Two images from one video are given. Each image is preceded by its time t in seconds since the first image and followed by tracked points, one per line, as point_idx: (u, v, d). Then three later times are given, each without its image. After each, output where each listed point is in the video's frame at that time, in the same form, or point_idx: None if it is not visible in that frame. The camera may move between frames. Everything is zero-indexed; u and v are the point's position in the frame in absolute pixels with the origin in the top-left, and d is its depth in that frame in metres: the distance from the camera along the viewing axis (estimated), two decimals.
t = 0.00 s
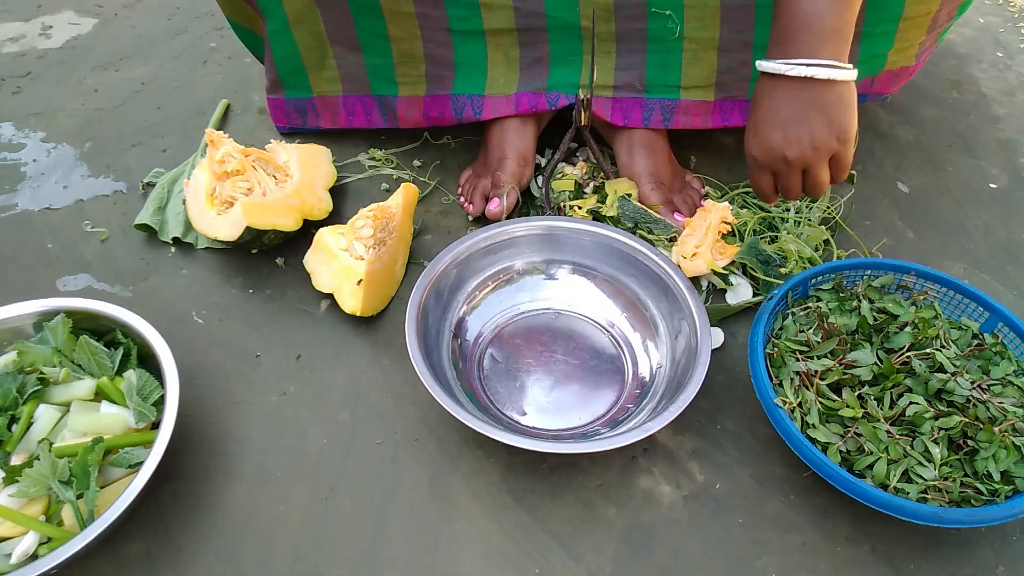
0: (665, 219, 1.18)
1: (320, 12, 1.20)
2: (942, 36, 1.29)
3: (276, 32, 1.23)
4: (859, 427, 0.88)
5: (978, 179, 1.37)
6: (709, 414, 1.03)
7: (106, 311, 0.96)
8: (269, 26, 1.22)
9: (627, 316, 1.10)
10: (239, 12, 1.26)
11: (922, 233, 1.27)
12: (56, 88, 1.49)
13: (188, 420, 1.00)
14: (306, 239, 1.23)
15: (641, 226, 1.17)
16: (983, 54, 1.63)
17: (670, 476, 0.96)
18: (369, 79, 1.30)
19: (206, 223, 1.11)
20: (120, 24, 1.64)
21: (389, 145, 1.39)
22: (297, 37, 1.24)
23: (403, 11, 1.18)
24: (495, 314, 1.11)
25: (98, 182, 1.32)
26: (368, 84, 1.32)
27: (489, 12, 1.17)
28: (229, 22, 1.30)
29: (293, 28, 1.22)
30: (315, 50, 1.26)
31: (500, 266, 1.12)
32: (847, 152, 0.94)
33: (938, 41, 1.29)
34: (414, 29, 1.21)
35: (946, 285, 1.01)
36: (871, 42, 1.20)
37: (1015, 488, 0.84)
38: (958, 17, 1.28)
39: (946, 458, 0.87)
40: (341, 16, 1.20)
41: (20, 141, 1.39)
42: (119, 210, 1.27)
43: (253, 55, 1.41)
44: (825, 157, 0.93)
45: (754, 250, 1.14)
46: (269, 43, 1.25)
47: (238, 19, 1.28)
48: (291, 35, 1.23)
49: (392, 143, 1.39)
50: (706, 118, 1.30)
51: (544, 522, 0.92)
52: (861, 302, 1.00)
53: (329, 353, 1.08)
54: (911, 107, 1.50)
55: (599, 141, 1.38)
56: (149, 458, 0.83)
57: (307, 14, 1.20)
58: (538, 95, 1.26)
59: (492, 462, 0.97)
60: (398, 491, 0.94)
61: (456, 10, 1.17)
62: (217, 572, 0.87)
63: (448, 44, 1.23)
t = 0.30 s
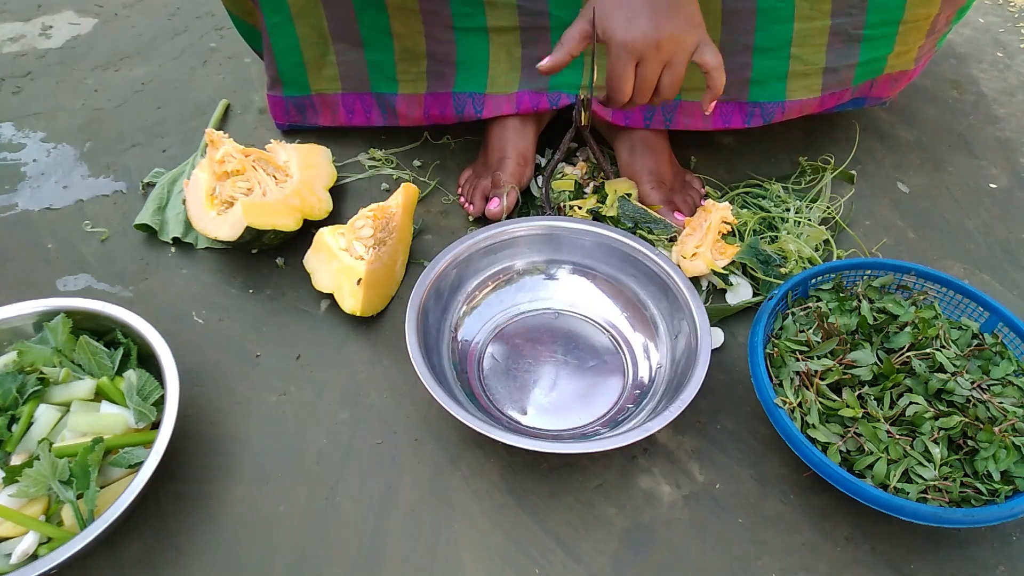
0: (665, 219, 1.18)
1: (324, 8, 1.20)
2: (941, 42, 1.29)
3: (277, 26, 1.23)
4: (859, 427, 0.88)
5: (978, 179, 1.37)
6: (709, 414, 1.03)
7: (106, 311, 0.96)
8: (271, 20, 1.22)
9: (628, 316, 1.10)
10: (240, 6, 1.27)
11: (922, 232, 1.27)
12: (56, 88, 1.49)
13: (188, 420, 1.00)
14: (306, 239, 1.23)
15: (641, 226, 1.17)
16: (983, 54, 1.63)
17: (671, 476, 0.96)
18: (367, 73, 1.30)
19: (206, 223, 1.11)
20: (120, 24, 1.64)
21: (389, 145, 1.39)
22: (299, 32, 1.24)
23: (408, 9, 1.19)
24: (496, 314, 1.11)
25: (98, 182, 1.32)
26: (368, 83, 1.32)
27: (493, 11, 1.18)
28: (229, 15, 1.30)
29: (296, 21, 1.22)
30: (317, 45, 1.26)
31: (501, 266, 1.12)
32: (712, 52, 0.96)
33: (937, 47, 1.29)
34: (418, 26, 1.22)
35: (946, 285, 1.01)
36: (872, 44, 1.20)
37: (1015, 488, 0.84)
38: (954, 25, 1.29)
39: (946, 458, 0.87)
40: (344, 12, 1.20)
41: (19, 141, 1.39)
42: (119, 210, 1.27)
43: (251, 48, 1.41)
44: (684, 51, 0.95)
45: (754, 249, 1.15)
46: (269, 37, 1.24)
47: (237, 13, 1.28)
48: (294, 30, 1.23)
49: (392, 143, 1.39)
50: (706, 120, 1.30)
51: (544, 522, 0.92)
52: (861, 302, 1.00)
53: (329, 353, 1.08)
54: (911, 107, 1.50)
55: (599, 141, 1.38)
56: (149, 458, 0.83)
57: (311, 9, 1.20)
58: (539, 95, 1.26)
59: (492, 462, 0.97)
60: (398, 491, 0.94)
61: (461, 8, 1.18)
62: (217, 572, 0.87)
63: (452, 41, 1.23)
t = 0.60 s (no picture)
0: (664, 219, 1.18)
1: (322, 7, 1.20)
2: (939, 36, 1.29)
3: (278, 29, 1.23)
4: (859, 427, 0.88)
5: (978, 179, 1.37)
6: (709, 414, 1.03)
7: (106, 311, 0.96)
8: (271, 23, 1.22)
9: (628, 316, 1.10)
10: (239, 9, 1.26)
11: (922, 232, 1.27)
12: (56, 88, 1.49)
13: (188, 420, 1.00)
14: (306, 239, 1.23)
15: (641, 226, 1.17)
16: (983, 54, 1.63)
17: (670, 476, 0.96)
18: (369, 78, 1.30)
19: (206, 223, 1.11)
20: (120, 24, 1.64)
21: (389, 145, 1.39)
22: (298, 34, 1.24)
23: (407, 12, 1.18)
24: (496, 314, 1.11)
25: (98, 182, 1.32)
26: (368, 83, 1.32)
27: (492, 14, 1.18)
28: (230, 20, 1.30)
29: (295, 24, 1.22)
30: (316, 48, 1.26)
31: (501, 266, 1.12)
32: (845, 62, 1.02)
33: (936, 40, 1.29)
34: (415, 29, 1.21)
35: (946, 285, 1.01)
36: (872, 41, 1.20)
37: (1015, 488, 0.84)
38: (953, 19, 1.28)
39: (946, 458, 0.87)
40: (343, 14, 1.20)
41: (19, 140, 1.39)
42: (119, 210, 1.27)
43: (255, 55, 1.42)
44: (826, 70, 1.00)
45: (754, 250, 1.15)
46: (270, 40, 1.25)
47: (237, 17, 1.28)
48: (293, 32, 1.24)
49: (392, 143, 1.39)
50: (707, 119, 1.29)
51: (544, 522, 0.92)
52: (861, 302, 1.00)
53: (329, 353, 1.08)
54: (911, 107, 1.50)
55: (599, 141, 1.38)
56: (149, 458, 0.83)
57: (309, 10, 1.20)
58: (538, 95, 1.26)
59: (492, 462, 0.97)
60: (398, 491, 0.94)
61: (458, 10, 1.18)
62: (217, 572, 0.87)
63: (449, 44, 1.23)
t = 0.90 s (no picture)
0: (664, 219, 1.18)
1: (323, 5, 1.20)
2: (940, 36, 1.28)
3: (278, 26, 1.23)
4: (859, 427, 0.88)
5: (978, 179, 1.37)
6: (709, 414, 1.03)
7: (106, 311, 0.96)
8: (271, 20, 1.22)
9: (628, 316, 1.10)
10: (238, 6, 1.26)
11: (922, 232, 1.27)
12: (56, 88, 1.49)
13: (188, 420, 1.00)
14: (306, 239, 1.23)
15: (640, 226, 1.17)
16: (983, 54, 1.63)
17: (670, 476, 0.96)
18: (371, 73, 1.30)
19: (206, 223, 1.11)
20: (120, 24, 1.64)
21: (389, 145, 1.39)
22: (299, 31, 1.24)
23: (405, 8, 1.19)
24: (496, 315, 1.11)
25: (98, 182, 1.32)
26: (368, 83, 1.32)
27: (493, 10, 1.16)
28: (229, 17, 1.30)
29: (297, 21, 1.23)
30: (318, 45, 1.26)
31: (501, 266, 1.12)
32: None
33: (936, 41, 1.28)
34: (417, 24, 1.22)
35: (946, 285, 1.01)
36: (872, 38, 1.19)
37: (1015, 488, 0.84)
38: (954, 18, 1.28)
39: (946, 458, 0.87)
40: (345, 9, 1.20)
41: (19, 140, 1.39)
42: (119, 210, 1.27)
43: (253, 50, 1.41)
44: None
45: (754, 250, 1.15)
46: (270, 37, 1.25)
47: (237, 13, 1.28)
48: (294, 29, 1.24)
49: (392, 143, 1.39)
50: (706, 115, 1.28)
51: (544, 522, 0.92)
52: (861, 302, 1.00)
53: (329, 353, 1.08)
54: (910, 107, 1.50)
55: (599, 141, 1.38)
56: (149, 458, 0.83)
57: (311, 8, 1.20)
58: (540, 91, 1.28)
59: (492, 462, 0.97)
60: (398, 491, 0.94)
61: (457, 8, 1.17)
62: (217, 572, 0.87)
63: (450, 40, 1.23)
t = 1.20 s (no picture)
0: (664, 219, 1.18)
1: (324, 3, 1.20)
2: (943, 43, 1.29)
3: (278, 21, 1.23)
4: (859, 427, 0.88)
5: (978, 179, 1.37)
6: (709, 414, 1.03)
7: (106, 311, 0.96)
8: (271, 16, 1.22)
9: (627, 315, 1.10)
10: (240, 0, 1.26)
11: (922, 232, 1.27)
12: (56, 88, 1.49)
13: (188, 420, 1.00)
14: (306, 239, 1.23)
15: (640, 226, 1.17)
16: (983, 54, 1.63)
17: (670, 476, 0.96)
18: (370, 73, 1.30)
19: (206, 223, 1.11)
20: (120, 24, 1.64)
21: (389, 145, 1.39)
22: (298, 27, 1.24)
23: (409, 7, 1.19)
24: (496, 314, 1.11)
25: (98, 182, 1.32)
26: (368, 83, 1.32)
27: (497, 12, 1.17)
28: (230, 9, 1.29)
29: (296, 17, 1.22)
30: (317, 43, 1.26)
31: (501, 266, 1.12)
32: None
33: (938, 50, 1.28)
34: (419, 25, 1.22)
35: (946, 286, 1.01)
36: (873, 45, 1.20)
37: (1015, 488, 0.84)
38: (956, 28, 1.28)
39: (946, 458, 0.87)
40: (345, 8, 1.20)
41: (19, 140, 1.39)
42: (119, 210, 1.27)
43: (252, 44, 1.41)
44: None
45: (754, 250, 1.15)
46: (270, 32, 1.25)
47: (238, 7, 1.28)
48: (293, 25, 1.24)
49: (392, 143, 1.39)
50: (709, 120, 1.29)
51: (543, 522, 0.92)
52: (861, 302, 1.00)
53: (329, 353, 1.08)
54: (910, 107, 1.50)
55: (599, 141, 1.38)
56: (149, 458, 0.83)
57: (312, 7, 1.21)
58: (540, 94, 1.29)
59: (492, 462, 0.97)
60: (398, 491, 0.94)
61: (462, 7, 1.18)
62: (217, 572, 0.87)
63: (453, 41, 1.23)
